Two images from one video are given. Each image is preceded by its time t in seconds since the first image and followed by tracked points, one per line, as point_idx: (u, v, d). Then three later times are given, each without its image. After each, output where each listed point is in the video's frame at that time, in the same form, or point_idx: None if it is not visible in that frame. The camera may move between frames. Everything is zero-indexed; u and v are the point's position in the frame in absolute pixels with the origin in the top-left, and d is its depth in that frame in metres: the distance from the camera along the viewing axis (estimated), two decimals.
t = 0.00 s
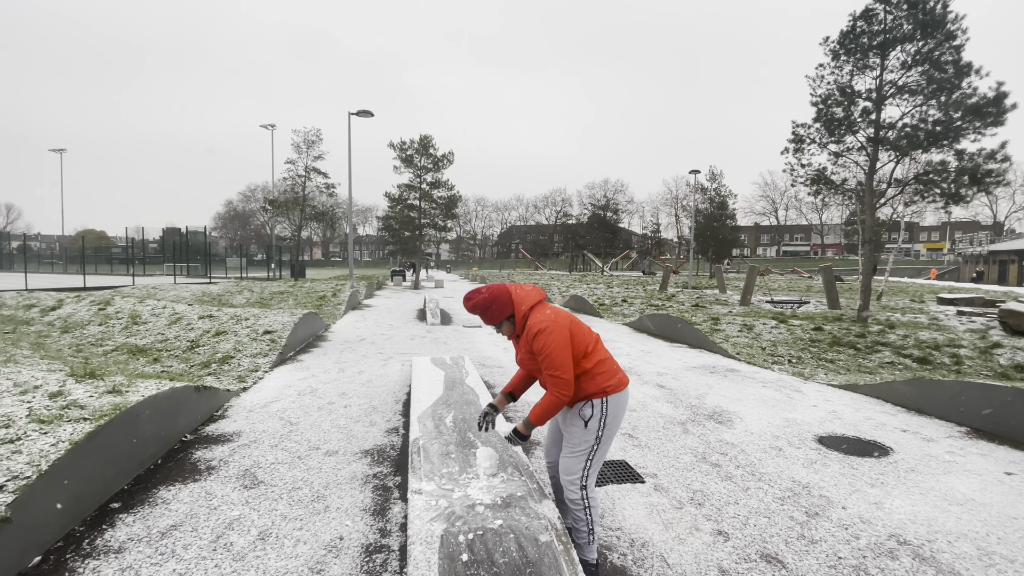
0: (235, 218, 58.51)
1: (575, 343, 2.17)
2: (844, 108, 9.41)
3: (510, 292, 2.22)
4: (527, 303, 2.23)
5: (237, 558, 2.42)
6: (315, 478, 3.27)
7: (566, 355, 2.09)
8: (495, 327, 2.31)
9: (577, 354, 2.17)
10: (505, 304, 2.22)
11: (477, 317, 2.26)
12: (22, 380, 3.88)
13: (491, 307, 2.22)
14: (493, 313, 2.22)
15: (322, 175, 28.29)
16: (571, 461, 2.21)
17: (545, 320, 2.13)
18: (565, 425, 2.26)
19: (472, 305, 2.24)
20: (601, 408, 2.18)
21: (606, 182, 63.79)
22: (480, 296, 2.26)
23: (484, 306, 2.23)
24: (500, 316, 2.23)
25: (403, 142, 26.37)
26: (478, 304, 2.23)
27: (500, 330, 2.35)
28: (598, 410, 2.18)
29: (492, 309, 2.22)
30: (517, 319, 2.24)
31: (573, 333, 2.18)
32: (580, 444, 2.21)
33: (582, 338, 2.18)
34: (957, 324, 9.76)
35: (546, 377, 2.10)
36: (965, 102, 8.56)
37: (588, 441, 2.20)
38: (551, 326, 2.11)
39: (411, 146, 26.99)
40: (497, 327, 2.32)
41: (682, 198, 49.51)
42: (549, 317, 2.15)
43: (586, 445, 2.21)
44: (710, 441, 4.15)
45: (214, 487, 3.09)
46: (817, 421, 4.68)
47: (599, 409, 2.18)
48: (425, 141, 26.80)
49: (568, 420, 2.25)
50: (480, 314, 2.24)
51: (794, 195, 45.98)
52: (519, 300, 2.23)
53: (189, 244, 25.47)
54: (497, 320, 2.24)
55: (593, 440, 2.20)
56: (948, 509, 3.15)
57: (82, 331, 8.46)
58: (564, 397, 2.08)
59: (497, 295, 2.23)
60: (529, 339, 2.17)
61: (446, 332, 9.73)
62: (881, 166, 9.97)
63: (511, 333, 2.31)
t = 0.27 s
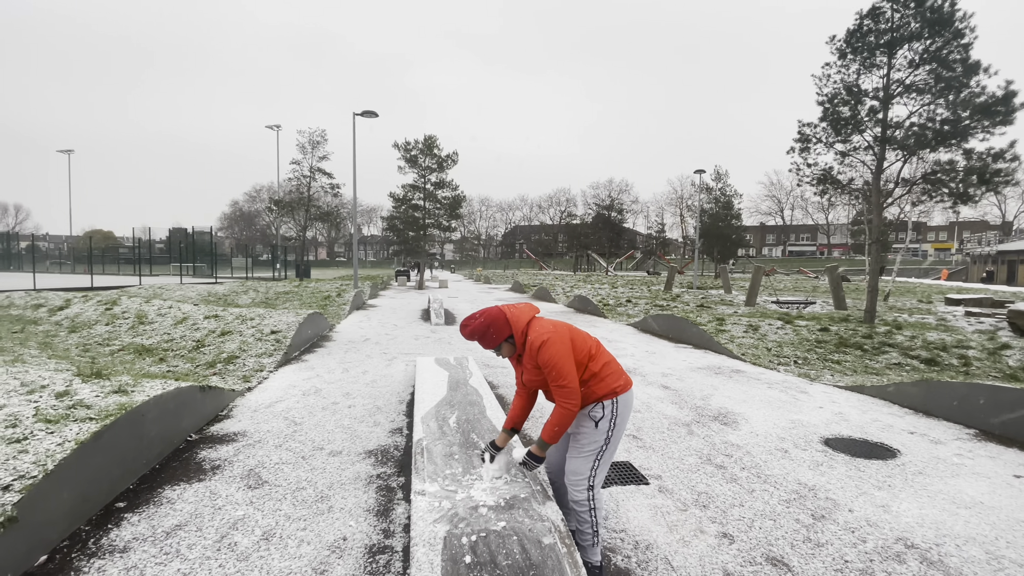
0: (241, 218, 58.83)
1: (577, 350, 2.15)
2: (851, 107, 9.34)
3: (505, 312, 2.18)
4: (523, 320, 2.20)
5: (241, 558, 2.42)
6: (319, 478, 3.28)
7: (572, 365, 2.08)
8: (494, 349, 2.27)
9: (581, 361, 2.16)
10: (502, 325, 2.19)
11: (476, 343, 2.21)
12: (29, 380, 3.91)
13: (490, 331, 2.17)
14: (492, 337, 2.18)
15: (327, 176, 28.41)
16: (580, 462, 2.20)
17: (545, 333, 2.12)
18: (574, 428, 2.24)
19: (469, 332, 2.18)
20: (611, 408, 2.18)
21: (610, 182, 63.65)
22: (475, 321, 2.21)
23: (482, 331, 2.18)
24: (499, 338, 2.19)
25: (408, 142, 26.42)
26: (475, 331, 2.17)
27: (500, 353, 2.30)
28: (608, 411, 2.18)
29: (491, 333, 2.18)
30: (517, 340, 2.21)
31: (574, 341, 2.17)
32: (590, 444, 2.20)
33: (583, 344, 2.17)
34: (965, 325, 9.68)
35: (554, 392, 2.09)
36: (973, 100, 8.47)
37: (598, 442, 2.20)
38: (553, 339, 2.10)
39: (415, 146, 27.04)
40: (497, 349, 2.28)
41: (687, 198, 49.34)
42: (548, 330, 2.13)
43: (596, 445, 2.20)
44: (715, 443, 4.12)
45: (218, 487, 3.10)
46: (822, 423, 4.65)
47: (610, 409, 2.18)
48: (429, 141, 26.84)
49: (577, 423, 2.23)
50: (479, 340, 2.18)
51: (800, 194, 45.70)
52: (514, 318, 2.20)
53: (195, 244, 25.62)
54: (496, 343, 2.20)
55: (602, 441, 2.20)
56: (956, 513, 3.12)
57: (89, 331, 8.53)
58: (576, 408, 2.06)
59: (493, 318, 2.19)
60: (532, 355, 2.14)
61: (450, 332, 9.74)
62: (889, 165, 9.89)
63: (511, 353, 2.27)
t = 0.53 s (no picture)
0: (244, 218, 59.02)
1: (583, 350, 2.15)
2: (855, 106, 9.29)
3: (511, 311, 2.19)
4: (529, 319, 2.20)
5: (243, 559, 2.42)
6: (321, 479, 3.27)
7: (578, 365, 2.07)
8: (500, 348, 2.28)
9: (587, 360, 2.15)
10: (507, 324, 2.19)
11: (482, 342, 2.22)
12: (33, 380, 3.92)
13: (495, 330, 2.18)
14: (497, 336, 2.19)
15: (330, 176, 28.49)
16: (586, 463, 2.19)
17: (551, 332, 2.12)
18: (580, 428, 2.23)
19: (474, 331, 2.19)
20: (617, 409, 2.17)
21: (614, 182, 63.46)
22: (481, 320, 2.23)
23: (488, 329, 2.19)
24: (505, 338, 2.20)
25: (411, 142, 26.45)
26: (481, 329, 2.18)
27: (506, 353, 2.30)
28: (613, 411, 2.17)
29: (497, 332, 2.18)
30: (523, 339, 2.21)
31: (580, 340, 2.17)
32: (596, 445, 2.19)
33: (589, 344, 2.17)
34: (971, 326, 9.61)
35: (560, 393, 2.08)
36: (979, 100, 8.41)
37: (605, 442, 2.19)
38: (558, 338, 2.09)
39: (418, 146, 27.07)
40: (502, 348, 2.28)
41: (691, 197, 49.16)
42: (554, 330, 2.13)
43: (602, 445, 2.19)
44: (719, 445, 4.10)
45: (221, 488, 3.10)
46: (827, 425, 4.62)
47: (615, 409, 2.17)
48: (432, 141, 26.85)
49: (583, 424, 2.22)
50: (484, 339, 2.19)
51: (804, 194, 45.48)
52: (520, 317, 2.21)
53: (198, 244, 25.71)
54: (501, 342, 2.20)
55: (608, 441, 2.19)
56: (963, 516, 3.08)
57: (93, 331, 8.56)
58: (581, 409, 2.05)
59: (499, 317, 2.20)
60: (538, 354, 2.15)
61: (452, 332, 9.73)
62: (894, 165, 9.83)
63: (517, 352, 2.28)
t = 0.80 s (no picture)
0: (247, 218, 59.13)
1: (590, 356, 2.14)
2: (859, 106, 9.27)
3: (520, 316, 2.17)
4: (537, 323, 2.19)
5: (248, 560, 2.42)
6: (324, 480, 3.28)
7: (583, 374, 2.06)
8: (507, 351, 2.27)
9: (593, 367, 2.15)
10: (517, 328, 2.18)
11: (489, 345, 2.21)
12: (38, 380, 3.93)
13: (503, 335, 2.17)
14: (505, 340, 2.17)
15: (332, 176, 28.53)
16: (595, 466, 2.19)
17: (558, 339, 2.10)
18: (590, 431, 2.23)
19: (483, 334, 2.17)
20: (625, 413, 2.17)
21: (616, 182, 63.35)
22: (489, 324, 2.21)
23: (496, 334, 2.17)
24: (513, 342, 2.18)
25: (413, 143, 26.48)
26: (490, 333, 2.17)
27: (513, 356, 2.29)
28: (622, 414, 2.17)
29: (505, 336, 2.17)
30: (530, 344, 2.20)
31: (586, 347, 2.17)
32: (605, 448, 2.19)
33: (596, 351, 2.16)
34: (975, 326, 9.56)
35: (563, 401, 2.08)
36: (984, 100, 8.38)
37: (613, 445, 2.18)
38: (564, 345, 2.08)
39: (420, 147, 27.08)
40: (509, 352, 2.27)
41: (693, 197, 49.03)
42: (562, 337, 2.11)
43: (613, 449, 2.19)
44: (723, 446, 4.09)
45: (225, 488, 3.11)
46: (831, 426, 4.61)
47: (623, 413, 2.17)
48: (435, 141, 26.85)
49: (591, 426, 2.22)
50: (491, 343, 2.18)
51: (807, 194, 45.34)
52: (529, 321, 2.19)
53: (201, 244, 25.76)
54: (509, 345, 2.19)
55: (617, 444, 2.19)
56: (968, 518, 3.07)
57: (97, 331, 8.58)
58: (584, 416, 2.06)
59: (508, 320, 2.18)
60: (545, 360, 2.14)
61: (454, 333, 9.73)
62: (897, 165, 9.80)
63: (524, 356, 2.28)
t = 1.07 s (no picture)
0: (248, 219, 59.19)
1: (595, 366, 2.14)
2: (862, 106, 9.26)
3: (525, 331, 2.11)
4: (542, 338, 2.13)
5: (256, 560, 2.42)
6: (331, 479, 3.28)
7: (588, 389, 2.05)
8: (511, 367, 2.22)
9: (599, 377, 2.14)
10: (521, 344, 2.12)
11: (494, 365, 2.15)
12: (44, 380, 3.94)
13: (509, 354, 2.10)
14: (511, 359, 2.12)
15: (334, 177, 28.55)
16: (604, 466, 2.20)
17: (563, 354, 2.07)
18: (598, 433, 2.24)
19: (488, 355, 2.10)
20: (634, 414, 2.18)
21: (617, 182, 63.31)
22: (494, 342, 2.13)
23: (501, 353, 2.11)
24: (520, 359, 2.13)
25: (415, 143, 26.50)
26: (495, 353, 2.10)
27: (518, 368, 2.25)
28: (632, 416, 2.18)
29: (510, 355, 2.12)
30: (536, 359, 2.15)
31: (591, 357, 2.15)
32: (615, 449, 2.19)
33: (602, 359, 2.15)
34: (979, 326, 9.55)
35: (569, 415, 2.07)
36: (987, 100, 8.37)
37: (622, 446, 2.18)
38: (569, 362, 2.05)
39: (422, 147, 27.10)
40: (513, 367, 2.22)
41: (695, 197, 48.97)
42: (567, 352, 2.08)
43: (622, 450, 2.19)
44: (728, 446, 4.09)
45: (232, 488, 3.11)
46: (836, 426, 4.61)
47: (633, 414, 2.18)
48: (436, 141, 26.87)
49: (600, 427, 2.24)
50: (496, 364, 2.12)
51: (809, 194, 45.29)
52: (534, 336, 2.13)
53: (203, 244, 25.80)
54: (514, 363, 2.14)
55: (627, 445, 2.18)
56: (975, 518, 3.07)
57: (100, 331, 8.59)
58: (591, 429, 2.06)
59: (513, 338, 2.11)
60: (551, 375, 2.12)
61: (457, 333, 9.73)
62: (901, 165, 9.78)
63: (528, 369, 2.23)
